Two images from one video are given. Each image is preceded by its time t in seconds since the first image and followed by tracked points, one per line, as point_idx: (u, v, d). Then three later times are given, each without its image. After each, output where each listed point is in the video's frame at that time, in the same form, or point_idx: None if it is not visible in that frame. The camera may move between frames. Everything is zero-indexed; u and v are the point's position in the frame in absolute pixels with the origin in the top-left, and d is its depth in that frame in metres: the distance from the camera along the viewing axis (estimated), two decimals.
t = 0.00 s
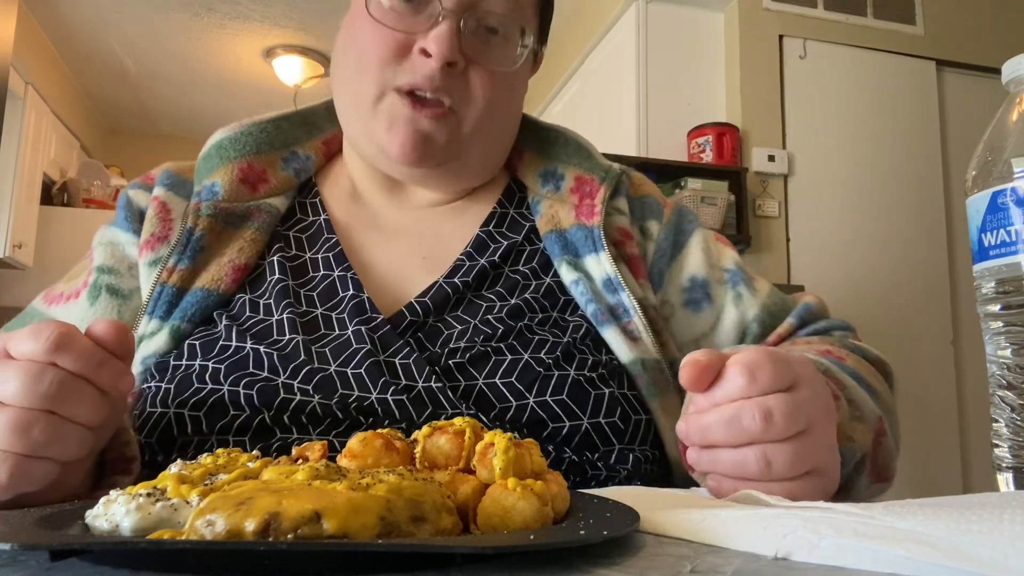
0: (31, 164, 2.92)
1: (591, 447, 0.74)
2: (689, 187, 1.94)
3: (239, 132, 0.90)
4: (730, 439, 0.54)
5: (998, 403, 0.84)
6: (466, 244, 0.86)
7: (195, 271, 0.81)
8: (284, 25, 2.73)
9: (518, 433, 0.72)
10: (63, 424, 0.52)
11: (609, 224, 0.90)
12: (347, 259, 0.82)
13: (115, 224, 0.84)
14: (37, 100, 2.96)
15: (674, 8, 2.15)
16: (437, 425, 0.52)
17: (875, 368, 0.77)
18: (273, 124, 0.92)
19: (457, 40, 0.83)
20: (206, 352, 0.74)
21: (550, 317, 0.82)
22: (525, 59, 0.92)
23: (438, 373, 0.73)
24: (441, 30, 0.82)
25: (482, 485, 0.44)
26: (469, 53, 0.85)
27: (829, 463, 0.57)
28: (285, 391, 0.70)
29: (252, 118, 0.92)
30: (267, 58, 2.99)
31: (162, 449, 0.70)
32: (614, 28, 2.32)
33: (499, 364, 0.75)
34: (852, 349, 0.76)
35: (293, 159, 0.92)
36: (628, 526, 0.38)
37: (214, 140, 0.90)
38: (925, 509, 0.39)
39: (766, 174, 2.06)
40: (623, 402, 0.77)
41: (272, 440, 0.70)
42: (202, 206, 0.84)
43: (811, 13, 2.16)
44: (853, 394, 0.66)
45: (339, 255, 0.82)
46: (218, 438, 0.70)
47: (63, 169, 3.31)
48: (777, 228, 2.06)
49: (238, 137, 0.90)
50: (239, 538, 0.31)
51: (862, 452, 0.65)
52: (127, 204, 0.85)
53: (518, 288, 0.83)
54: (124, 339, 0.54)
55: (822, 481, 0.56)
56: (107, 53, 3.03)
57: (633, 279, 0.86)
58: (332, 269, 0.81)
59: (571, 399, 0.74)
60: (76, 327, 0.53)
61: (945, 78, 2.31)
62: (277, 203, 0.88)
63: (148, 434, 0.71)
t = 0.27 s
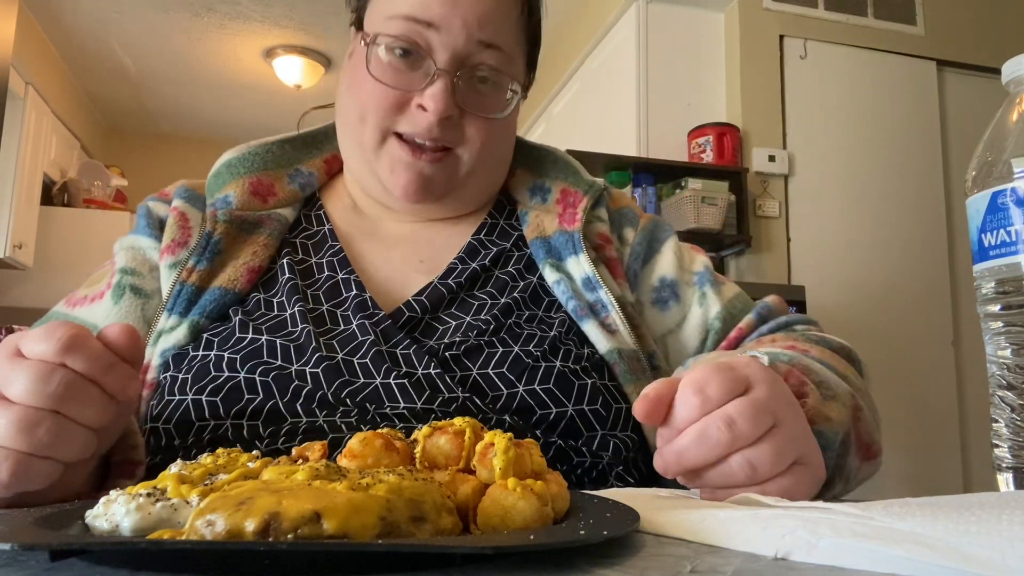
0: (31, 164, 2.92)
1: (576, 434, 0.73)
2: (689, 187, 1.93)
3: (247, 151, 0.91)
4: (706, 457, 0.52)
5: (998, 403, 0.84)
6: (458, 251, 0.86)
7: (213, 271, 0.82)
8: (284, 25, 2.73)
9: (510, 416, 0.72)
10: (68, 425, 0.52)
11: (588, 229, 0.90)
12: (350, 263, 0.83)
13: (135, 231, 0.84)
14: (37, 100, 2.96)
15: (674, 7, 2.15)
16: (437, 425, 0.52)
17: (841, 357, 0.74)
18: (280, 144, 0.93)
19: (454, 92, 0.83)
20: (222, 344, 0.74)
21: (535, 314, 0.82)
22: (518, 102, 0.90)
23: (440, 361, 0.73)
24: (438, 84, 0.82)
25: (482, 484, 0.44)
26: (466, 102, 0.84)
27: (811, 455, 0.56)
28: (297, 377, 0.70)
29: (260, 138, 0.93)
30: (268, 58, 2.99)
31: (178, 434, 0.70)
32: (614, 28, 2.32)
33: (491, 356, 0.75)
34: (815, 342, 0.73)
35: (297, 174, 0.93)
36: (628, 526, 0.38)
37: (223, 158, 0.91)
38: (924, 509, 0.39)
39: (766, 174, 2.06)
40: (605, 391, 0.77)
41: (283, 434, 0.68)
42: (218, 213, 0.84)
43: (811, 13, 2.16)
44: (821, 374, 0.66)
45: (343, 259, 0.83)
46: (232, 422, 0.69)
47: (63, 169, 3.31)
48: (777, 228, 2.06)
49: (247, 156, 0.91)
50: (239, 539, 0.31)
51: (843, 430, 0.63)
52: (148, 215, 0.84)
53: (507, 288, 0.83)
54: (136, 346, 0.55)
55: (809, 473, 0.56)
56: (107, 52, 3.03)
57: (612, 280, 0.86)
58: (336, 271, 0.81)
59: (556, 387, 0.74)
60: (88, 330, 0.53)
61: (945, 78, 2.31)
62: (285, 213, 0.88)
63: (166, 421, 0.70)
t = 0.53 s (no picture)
0: (31, 164, 2.92)
1: (574, 425, 0.73)
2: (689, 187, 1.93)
3: (249, 157, 0.92)
4: (703, 459, 0.52)
5: (998, 403, 0.84)
6: (455, 250, 0.86)
7: (218, 270, 0.81)
8: (284, 25, 2.73)
9: (509, 410, 0.72)
10: (69, 426, 0.52)
11: (586, 229, 0.90)
12: (351, 262, 0.83)
13: (141, 234, 0.83)
14: (37, 100, 2.96)
15: (674, 7, 2.15)
16: (437, 425, 0.52)
17: (836, 354, 0.74)
18: (281, 151, 0.93)
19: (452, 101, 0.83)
20: (225, 339, 0.75)
21: (534, 311, 0.82)
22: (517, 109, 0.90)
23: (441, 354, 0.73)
24: (436, 93, 0.82)
25: (482, 485, 0.44)
26: (466, 111, 0.84)
27: (809, 451, 0.56)
28: (303, 371, 0.71)
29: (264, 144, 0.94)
30: (268, 58, 2.99)
31: (181, 428, 0.70)
32: (614, 28, 2.32)
33: (490, 350, 0.75)
34: (809, 341, 0.73)
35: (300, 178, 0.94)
36: (629, 526, 0.38)
37: (227, 164, 0.92)
38: (923, 510, 0.39)
39: (766, 174, 2.06)
40: (602, 384, 0.77)
41: (285, 428, 0.68)
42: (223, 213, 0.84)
43: (812, 13, 2.16)
44: (816, 372, 0.66)
45: (345, 258, 0.83)
46: (236, 414, 0.69)
47: (63, 169, 3.30)
48: (777, 228, 2.06)
49: (248, 161, 0.91)
50: (239, 538, 0.31)
51: (841, 427, 0.63)
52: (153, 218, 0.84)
53: (504, 285, 0.83)
54: (138, 347, 0.54)
55: (806, 470, 0.56)
56: (107, 52, 3.03)
57: (609, 277, 0.86)
58: (338, 270, 0.82)
59: (554, 378, 0.74)
60: (92, 332, 0.53)
61: (945, 78, 2.31)
62: (288, 215, 0.89)
63: (169, 415, 0.70)
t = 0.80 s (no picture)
0: (31, 165, 2.92)
1: (576, 428, 0.73)
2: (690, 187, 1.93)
3: (249, 155, 0.92)
4: (703, 460, 0.52)
5: (998, 403, 0.84)
6: (457, 250, 0.86)
7: (217, 271, 0.81)
8: (284, 25, 2.73)
9: (511, 412, 0.71)
10: (69, 426, 0.52)
11: (587, 229, 0.90)
12: (351, 263, 0.83)
13: (140, 234, 0.84)
14: (37, 101, 2.96)
15: (674, 7, 2.15)
16: (437, 425, 0.52)
17: (839, 356, 0.74)
18: (281, 149, 0.94)
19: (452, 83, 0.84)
20: (225, 341, 0.74)
21: (534, 312, 0.82)
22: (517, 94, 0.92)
23: (442, 357, 0.73)
24: (438, 74, 0.83)
25: (482, 484, 0.44)
26: (465, 95, 0.85)
27: (810, 453, 0.56)
28: (302, 375, 0.70)
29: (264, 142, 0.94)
30: (268, 58, 2.99)
31: (180, 430, 0.70)
32: (614, 28, 2.32)
33: (492, 353, 0.75)
34: (812, 342, 0.73)
35: (300, 178, 0.94)
36: (629, 526, 0.38)
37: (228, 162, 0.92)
38: (923, 510, 0.39)
39: (766, 174, 2.06)
40: (604, 386, 0.77)
41: (284, 429, 0.68)
42: (222, 214, 0.84)
43: (812, 13, 2.16)
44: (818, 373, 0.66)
45: (344, 258, 0.83)
46: (234, 418, 0.69)
47: (63, 169, 3.30)
48: (777, 228, 2.06)
49: (248, 159, 0.92)
50: (239, 538, 0.31)
51: (842, 428, 0.63)
52: (152, 217, 0.84)
53: (505, 286, 0.83)
54: (139, 348, 0.55)
55: (807, 471, 0.56)
56: (107, 52, 3.03)
57: (610, 278, 0.86)
58: (337, 271, 0.82)
59: (556, 382, 0.74)
60: (93, 332, 0.53)
61: (945, 78, 2.31)
62: (289, 215, 0.89)
63: (167, 418, 0.70)
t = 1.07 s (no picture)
0: (31, 165, 2.92)
1: (576, 437, 0.73)
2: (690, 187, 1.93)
3: (273, 143, 0.92)
4: (694, 460, 0.52)
5: (997, 403, 0.84)
6: (462, 247, 0.86)
7: (223, 266, 0.82)
8: (285, 25, 2.73)
9: (508, 418, 0.71)
10: (66, 430, 0.52)
11: (595, 230, 0.90)
12: (358, 258, 0.83)
13: (149, 223, 0.84)
14: (37, 101, 2.96)
15: (674, 7, 2.15)
16: (437, 425, 0.52)
17: (854, 361, 0.74)
18: (305, 138, 0.93)
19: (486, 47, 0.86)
20: (225, 338, 0.74)
21: (540, 314, 0.82)
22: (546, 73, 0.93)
23: (442, 360, 0.73)
24: (474, 34, 0.86)
25: (482, 484, 0.44)
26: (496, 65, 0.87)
27: (807, 453, 0.56)
28: (301, 375, 0.70)
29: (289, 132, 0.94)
30: (268, 59, 2.99)
31: (178, 427, 0.70)
32: (614, 28, 2.32)
33: (494, 357, 0.74)
34: (826, 346, 0.73)
35: (318, 171, 0.93)
36: (629, 527, 0.38)
37: (252, 149, 0.92)
38: (923, 510, 0.39)
39: (766, 174, 2.06)
40: (607, 395, 0.77)
41: (282, 428, 0.69)
42: (231, 208, 0.85)
43: (812, 13, 2.16)
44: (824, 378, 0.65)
45: (352, 253, 0.83)
46: (232, 417, 0.69)
47: (64, 170, 3.30)
48: (777, 228, 2.06)
49: (270, 148, 0.91)
50: (238, 538, 0.31)
51: (844, 433, 0.63)
52: (161, 206, 0.85)
53: (510, 286, 0.83)
54: (137, 352, 0.54)
55: (804, 471, 0.56)
56: (108, 53, 3.03)
57: (618, 280, 0.86)
58: (343, 266, 0.82)
59: (558, 389, 0.74)
60: (90, 335, 0.53)
61: (945, 78, 2.31)
62: (300, 208, 0.89)
63: (166, 413, 0.71)
